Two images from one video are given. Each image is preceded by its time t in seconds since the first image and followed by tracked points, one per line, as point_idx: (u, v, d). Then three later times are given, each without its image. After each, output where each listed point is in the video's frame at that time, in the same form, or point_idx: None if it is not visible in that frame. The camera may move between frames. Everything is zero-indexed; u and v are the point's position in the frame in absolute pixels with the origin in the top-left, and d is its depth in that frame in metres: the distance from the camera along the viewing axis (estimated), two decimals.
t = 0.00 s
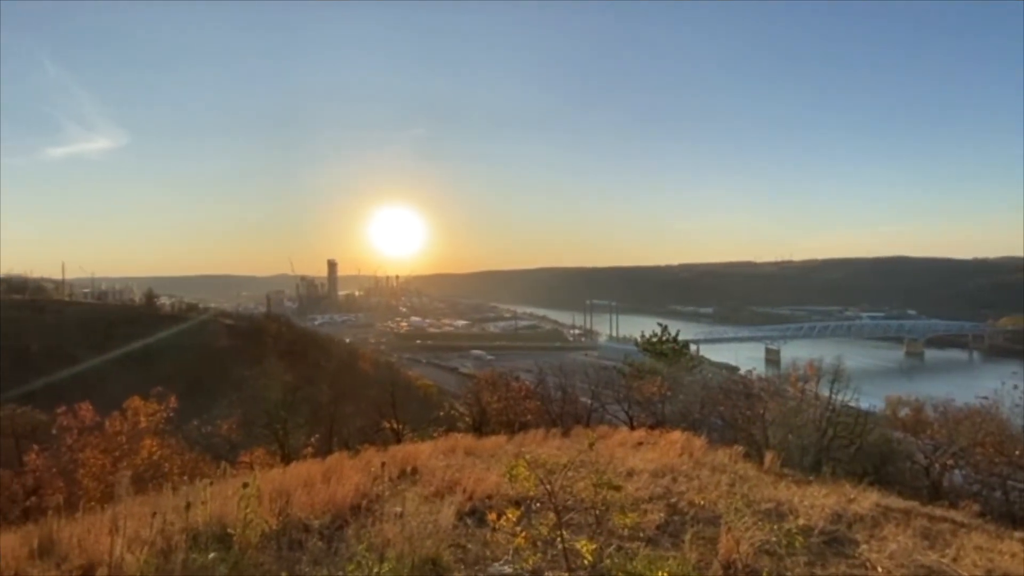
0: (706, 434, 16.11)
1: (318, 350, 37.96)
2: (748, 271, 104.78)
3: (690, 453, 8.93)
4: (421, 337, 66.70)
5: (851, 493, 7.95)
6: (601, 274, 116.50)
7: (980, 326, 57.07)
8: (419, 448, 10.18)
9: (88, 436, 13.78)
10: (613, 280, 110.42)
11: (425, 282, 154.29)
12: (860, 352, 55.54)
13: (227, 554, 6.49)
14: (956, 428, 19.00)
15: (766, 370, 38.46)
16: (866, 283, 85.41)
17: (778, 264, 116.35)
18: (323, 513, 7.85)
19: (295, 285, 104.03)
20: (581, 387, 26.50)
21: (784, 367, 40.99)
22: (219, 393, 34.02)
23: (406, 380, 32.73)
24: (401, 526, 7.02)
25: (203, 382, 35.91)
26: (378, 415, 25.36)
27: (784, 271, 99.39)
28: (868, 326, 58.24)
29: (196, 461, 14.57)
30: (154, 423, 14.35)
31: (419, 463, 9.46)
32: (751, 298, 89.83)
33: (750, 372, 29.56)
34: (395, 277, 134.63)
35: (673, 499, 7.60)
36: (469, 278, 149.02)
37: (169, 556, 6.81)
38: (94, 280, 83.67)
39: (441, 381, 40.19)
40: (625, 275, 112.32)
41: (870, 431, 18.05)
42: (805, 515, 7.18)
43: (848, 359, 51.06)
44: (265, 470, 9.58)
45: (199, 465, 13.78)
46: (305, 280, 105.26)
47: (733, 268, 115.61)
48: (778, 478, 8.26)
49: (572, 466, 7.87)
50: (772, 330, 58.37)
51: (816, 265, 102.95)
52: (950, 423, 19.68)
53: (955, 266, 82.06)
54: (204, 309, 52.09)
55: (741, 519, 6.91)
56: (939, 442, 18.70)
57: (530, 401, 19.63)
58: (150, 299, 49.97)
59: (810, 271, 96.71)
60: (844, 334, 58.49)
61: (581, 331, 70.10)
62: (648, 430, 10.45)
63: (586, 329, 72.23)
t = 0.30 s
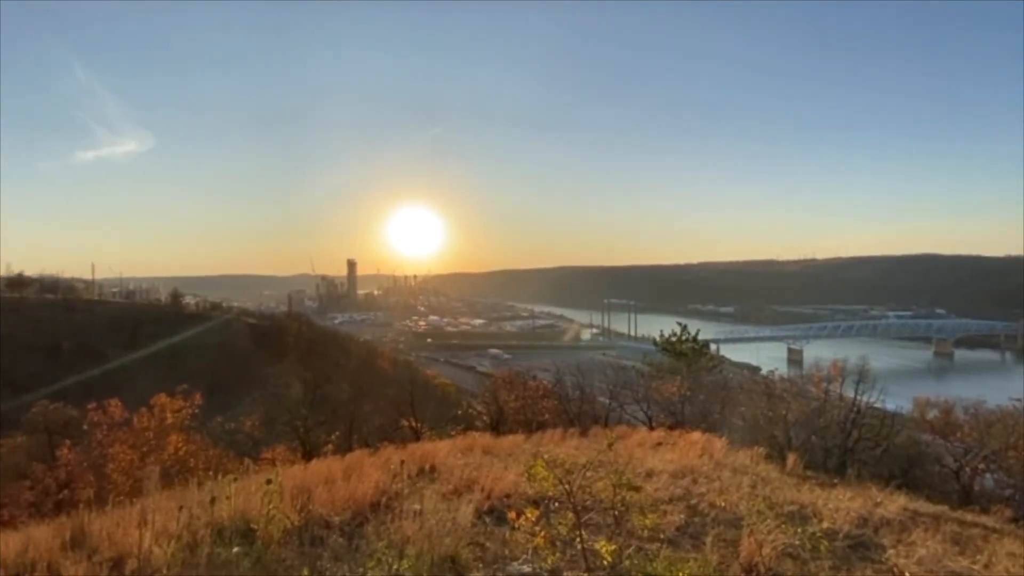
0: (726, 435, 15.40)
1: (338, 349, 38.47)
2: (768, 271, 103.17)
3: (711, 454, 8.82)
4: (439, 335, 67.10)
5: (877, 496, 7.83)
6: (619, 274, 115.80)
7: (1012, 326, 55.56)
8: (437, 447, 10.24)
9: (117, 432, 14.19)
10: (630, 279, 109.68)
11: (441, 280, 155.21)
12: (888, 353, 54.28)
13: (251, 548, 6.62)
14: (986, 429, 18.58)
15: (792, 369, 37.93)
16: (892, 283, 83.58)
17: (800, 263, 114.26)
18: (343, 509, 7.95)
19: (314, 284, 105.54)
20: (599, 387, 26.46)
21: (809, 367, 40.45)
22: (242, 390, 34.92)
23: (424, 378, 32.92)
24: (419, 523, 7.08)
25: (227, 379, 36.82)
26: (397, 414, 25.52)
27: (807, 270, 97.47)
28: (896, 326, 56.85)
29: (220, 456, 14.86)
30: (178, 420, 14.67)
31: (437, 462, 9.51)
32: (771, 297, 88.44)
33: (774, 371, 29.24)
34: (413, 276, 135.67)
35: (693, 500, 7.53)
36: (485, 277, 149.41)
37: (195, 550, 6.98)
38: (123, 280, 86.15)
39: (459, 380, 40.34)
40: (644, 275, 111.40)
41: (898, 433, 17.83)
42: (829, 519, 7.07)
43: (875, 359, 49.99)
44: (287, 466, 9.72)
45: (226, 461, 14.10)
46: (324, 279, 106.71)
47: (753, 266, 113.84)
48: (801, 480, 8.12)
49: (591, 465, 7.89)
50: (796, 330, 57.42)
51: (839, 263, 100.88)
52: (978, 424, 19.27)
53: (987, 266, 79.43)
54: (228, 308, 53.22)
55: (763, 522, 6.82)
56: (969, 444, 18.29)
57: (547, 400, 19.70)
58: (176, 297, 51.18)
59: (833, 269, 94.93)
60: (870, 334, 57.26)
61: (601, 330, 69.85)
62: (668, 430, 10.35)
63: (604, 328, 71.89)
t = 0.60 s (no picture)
0: (745, 435, 15.15)
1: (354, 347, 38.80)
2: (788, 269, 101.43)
3: (730, 454, 8.72)
4: (454, 334, 67.30)
5: (901, 499, 7.69)
6: (636, 273, 115.08)
7: None
8: (453, 444, 10.28)
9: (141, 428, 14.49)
10: (649, 280, 109.06)
11: (456, 278, 155.81)
12: (913, 353, 52.99)
13: (273, 544, 6.73)
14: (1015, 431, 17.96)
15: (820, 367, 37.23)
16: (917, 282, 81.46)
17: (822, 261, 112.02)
18: (362, 506, 8.03)
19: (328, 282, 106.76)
20: (617, 387, 26.52)
21: (835, 365, 39.72)
22: (261, 388, 35.82)
23: (440, 377, 32.96)
24: (436, 521, 7.12)
25: (249, 375, 37.79)
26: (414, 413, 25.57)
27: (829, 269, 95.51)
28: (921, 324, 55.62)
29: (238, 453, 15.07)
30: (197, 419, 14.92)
31: (453, 460, 9.56)
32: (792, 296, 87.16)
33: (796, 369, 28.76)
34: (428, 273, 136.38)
35: (712, 502, 7.44)
36: (500, 276, 149.56)
37: (218, 544, 7.13)
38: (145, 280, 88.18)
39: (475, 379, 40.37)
40: (664, 274, 110.56)
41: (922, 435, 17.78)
42: (851, 522, 6.95)
43: (900, 359, 48.77)
44: (306, 462, 9.85)
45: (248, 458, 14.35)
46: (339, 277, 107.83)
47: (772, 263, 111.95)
48: (824, 483, 7.99)
49: (608, 465, 7.88)
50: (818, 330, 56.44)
51: (862, 261, 98.70)
52: (1008, 426, 18.72)
53: (1019, 265, 77.15)
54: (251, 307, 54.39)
55: (782, 524, 6.73)
56: (997, 446, 17.91)
57: (564, 399, 19.62)
58: (200, 297, 52.47)
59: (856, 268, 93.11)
60: (894, 333, 56.01)
61: (620, 328, 69.56)
62: (686, 430, 10.25)
63: (620, 327, 71.47)
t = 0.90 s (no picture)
0: (801, 458, 13.85)
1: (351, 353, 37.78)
2: (805, 275, 99.52)
3: (782, 480, 7.61)
4: (462, 340, 66.06)
5: (986, 534, 6.54)
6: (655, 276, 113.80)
7: None
8: (462, 466, 9.23)
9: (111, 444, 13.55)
10: (671, 284, 107.76)
11: (462, 278, 154.12)
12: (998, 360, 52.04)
13: None
14: None
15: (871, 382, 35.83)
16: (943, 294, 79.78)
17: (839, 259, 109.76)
18: (358, 535, 7.00)
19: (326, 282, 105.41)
20: (648, 403, 25.75)
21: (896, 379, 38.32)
22: (243, 399, 35.06)
23: (447, 390, 31.99)
24: (441, 552, 6.07)
25: (225, 385, 36.88)
26: (414, 430, 24.64)
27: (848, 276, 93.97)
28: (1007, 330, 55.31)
29: (222, 473, 13.99)
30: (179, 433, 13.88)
31: (461, 483, 8.50)
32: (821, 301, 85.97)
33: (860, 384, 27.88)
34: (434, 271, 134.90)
35: (761, 534, 6.28)
36: (508, 276, 148.22)
37: None
38: (146, 279, 87.44)
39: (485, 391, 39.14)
40: (688, 274, 109.15)
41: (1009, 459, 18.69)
42: (926, 559, 5.82)
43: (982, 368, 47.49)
44: (297, 485, 8.78)
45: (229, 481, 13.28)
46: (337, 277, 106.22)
47: (787, 262, 109.89)
48: (892, 514, 6.87)
49: (640, 491, 6.83)
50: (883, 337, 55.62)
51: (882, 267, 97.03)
52: None
53: None
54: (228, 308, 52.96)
55: (852, 562, 5.59)
56: None
57: (588, 415, 18.59)
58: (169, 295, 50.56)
59: (882, 276, 92.09)
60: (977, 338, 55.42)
61: (649, 335, 68.50)
62: (726, 452, 9.16)
63: (651, 332, 70.03)
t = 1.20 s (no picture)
0: (857, 479, 13.55)
1: (350, 360, 37.31)
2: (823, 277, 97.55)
3: (834, 504, 6.82)
4: (472, 344, 65.00)
5: None
6: (676, 279, 112.40)
7: None
8: (474, 485, 8.48)
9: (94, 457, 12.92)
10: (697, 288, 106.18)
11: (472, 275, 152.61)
12: None
13: None
14: None
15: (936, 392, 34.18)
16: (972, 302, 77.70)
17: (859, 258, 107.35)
18: (358, 560, 6.23)
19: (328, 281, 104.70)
20: (685, 416, 25.04)
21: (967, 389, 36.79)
22: (232, 408, 34.53)
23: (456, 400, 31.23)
24: None
25: (215, 392, 36.31)
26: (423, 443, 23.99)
27: (871, 281, 92.04)
28: None
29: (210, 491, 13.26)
30: (164, 446, 13.19)
31: (473, 504, 7.75)
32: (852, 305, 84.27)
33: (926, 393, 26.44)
34: (443, 270, 133.88)
35: (811, 564, 5.44)
36: (518, 276, 146.84)
37: None
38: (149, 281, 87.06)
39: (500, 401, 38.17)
40: (710, 278, 107.82)
41: None
42: None
43: None
44: (291, 504, 8.03)
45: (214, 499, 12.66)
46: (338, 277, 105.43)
47: (805, 261, 107.65)
48: (962, 544, 6.06)
49: (674, 513, 6.09)
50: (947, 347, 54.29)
51: (905, 268, 94.85)
52: None
53: None
54: (219, 309, 52.22)
55: None
56: None
57: (614, 428, 18.16)
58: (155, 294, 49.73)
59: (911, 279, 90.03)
60: None
61: (682, 340, 67.17)
62: (769, 472, 8.40)
63: (686, 337, 68.81)
